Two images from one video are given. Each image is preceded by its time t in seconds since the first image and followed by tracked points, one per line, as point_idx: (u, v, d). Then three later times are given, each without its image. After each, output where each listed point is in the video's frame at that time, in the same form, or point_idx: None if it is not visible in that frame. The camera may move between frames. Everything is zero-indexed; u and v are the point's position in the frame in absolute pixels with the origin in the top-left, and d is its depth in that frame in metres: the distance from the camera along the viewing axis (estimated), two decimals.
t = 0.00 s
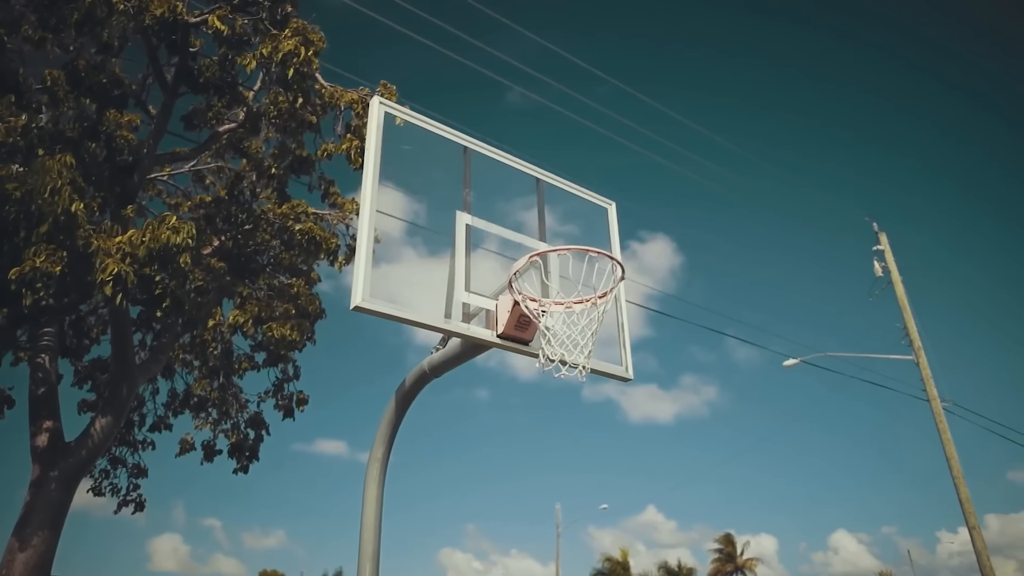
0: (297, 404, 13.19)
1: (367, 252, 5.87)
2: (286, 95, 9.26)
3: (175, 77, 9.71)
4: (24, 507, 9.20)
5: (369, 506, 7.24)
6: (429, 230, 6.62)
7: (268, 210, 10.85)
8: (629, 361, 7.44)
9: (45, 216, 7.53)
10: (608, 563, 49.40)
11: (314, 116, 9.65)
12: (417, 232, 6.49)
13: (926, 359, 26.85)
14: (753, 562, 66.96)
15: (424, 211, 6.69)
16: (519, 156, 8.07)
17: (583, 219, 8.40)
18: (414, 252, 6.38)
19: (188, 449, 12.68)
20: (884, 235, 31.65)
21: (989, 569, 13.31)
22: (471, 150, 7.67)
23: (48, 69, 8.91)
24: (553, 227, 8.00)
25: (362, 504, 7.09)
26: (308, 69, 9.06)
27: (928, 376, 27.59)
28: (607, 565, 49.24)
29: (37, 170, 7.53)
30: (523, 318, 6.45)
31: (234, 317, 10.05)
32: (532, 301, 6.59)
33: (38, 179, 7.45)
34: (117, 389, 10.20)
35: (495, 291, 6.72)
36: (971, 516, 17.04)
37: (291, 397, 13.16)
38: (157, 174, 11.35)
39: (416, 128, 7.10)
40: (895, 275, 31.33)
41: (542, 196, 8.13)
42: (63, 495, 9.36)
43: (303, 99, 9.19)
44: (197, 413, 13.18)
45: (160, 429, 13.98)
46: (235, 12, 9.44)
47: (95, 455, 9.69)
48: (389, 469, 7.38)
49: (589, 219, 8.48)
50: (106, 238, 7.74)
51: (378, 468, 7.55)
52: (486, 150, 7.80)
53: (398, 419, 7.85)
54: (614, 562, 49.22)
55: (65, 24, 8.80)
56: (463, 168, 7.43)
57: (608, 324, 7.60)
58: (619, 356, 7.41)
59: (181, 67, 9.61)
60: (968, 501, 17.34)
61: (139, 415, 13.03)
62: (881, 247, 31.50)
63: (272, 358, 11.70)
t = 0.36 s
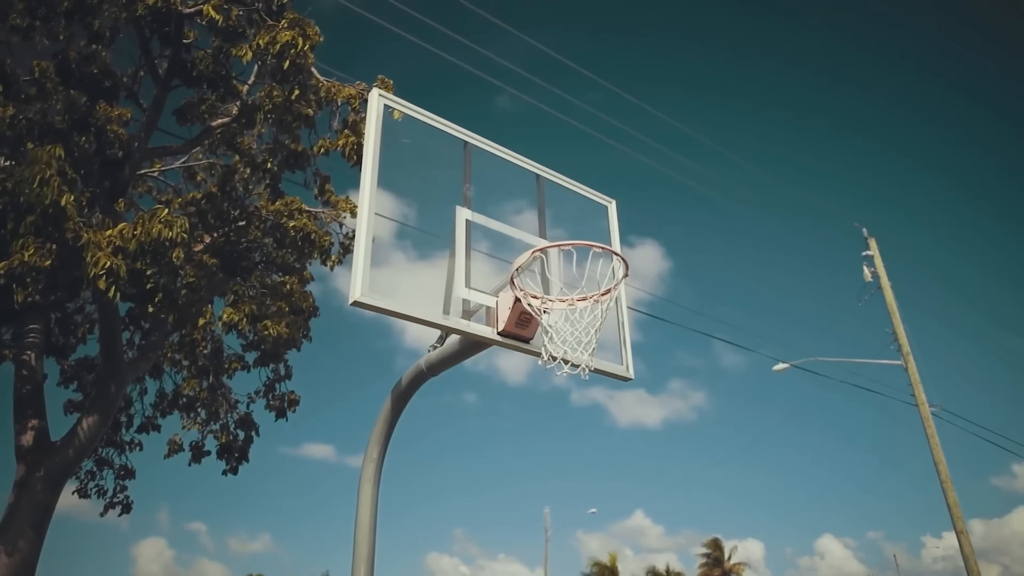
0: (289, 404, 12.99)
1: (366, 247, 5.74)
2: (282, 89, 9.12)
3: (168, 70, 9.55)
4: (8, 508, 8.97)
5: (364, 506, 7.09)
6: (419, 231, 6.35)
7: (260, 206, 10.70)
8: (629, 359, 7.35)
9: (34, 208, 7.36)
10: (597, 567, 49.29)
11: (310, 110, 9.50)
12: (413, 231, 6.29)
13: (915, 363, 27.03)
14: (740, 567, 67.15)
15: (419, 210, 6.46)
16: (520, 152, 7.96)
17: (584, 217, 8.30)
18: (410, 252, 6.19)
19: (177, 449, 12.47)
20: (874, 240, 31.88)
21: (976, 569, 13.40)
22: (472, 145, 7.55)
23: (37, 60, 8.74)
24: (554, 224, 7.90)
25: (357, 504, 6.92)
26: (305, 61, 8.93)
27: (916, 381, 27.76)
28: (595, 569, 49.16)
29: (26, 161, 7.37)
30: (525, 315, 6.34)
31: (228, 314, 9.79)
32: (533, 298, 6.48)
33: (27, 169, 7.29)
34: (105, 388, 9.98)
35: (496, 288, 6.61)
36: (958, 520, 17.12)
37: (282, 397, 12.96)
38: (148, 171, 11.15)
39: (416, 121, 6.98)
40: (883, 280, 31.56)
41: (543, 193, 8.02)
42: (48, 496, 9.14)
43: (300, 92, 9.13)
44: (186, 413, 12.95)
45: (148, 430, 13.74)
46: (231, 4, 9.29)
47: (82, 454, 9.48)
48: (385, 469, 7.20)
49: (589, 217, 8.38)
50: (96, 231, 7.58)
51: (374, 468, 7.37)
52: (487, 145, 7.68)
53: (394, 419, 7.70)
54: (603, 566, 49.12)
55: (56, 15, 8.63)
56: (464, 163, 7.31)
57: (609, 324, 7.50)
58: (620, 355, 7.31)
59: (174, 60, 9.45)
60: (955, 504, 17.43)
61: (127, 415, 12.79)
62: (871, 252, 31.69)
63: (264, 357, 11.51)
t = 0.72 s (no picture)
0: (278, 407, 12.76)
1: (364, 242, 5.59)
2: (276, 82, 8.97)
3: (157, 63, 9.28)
4: None
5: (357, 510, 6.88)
6: (417, 227, 6.21)
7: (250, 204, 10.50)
8: (629, 360, 7.24)
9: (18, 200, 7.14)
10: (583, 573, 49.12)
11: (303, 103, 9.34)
12: (410, 226, 6.15)
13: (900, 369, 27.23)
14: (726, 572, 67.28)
15: (416, 205, 6.32)
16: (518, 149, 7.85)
17: (582, 217, 8.21)
18: (408, 247, 6.04)
19: (161, 452, 12.18)
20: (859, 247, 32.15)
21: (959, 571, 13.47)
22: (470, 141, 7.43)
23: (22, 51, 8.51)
24: (552, 223, 7.80)
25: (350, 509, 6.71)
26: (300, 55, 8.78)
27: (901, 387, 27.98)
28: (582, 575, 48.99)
29: (10, 152, 7.15)
30: (525, 314, 6.21)
31: (219, 315, 9.54)
32: (534, 297, 6.35)
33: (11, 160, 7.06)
34: (89, 388, 9.71)
35: (495, 286, 6.48)
36: (943, 526, 17.21)
37: (272, 399, 12.72)
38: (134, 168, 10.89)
39: (414, 116, 6.84)
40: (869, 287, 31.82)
41: (541, 191, 7.92)
42: (29, 498, 8.86)
43: (294, 85, 8.98)
44: (171, 416, 12.66)
45: (132, 434, 13.42)
46: None
47: (65, 456, 9.20)
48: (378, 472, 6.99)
49: (587, 216, 8.29)
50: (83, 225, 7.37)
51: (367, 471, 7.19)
52: (485, 142, 7.56)
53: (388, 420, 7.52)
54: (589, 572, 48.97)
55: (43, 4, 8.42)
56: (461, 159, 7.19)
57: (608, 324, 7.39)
58: (620, 356, 7.20)
59: (164, 52, 9.25)
60: (939, 510, 17.52)
61: (110, 418, 12.48)
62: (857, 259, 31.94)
63: (254, 358, 11.27)
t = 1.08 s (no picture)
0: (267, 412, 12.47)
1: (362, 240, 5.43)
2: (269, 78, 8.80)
3: (146, 59, 9.06)
4: None
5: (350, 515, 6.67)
6: (416, 225, 6.06)
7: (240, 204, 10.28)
8: (629, 364, 7.11)
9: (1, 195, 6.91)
10: None
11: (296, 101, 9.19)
12: (409, 224, 5.99)
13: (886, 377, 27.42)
14: None
15: (414, 203, 6.18)
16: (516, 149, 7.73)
17: (580, 217, 8.10)
18: (406, 245, 5.88)
19: (145, 459, 11.85)
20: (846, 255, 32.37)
21: None
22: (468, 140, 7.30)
23: (5, 44, 8.17)
24: (550, 224, 7.68)
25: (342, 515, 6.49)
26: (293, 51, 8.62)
27: (887, 395, 28.18)
28: None
29: None
30: (526, 315, 6.06)
31: (208, 317, 9.30)
32: (534, 298, 6.21)
33: None
34: (71, 391, 9.41)
35: (494, 287, 6.35)
36: (929, 534, 17.28)
37: (261, 405, 12.44)
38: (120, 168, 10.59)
39: (412, 113, 6.70)
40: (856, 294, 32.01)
41: (539, 191, 7.80)
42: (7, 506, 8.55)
43: (287, 81, 8.80)
44: (155, 421, 12.33)
45: (114, 440, 13.05)
46: None
47: (45, 461, 8.91)
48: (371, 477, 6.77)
49: (586, 217, 8.18)
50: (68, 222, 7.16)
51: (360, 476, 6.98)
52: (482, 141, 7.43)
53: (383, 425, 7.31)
54: None
55: None
56: (459, 157, 7.05)
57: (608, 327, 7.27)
58: (620, 359, 7.07)
59: (153, 47, 9.05)
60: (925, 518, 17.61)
61: (91, 424, 12.12)
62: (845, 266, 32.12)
63: (242, 362, 11.01)
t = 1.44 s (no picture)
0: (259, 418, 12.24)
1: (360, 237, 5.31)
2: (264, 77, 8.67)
3: (138, 56, 8.90)
4: None
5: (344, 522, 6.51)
6: (415, 225, 5.96)
7: (233, 205, 10.11)
8: (630, 367, 7.01)
9: None
10: None
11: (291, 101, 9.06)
12: (408, 223, 5.87)
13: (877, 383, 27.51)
14: None
15: (412, 202, 6.07)
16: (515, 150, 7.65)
17: (579, 219, 8.03)
18: (404, 244, 5.76)
19: (131, 466, 11.57)
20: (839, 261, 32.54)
21: None
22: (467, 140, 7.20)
23: None
24: (549, 225, 7.60)
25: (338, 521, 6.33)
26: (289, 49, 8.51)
27: (877, 401, 28.29)
28: None
29: None
30: (527, 317, 5.95)
31: (197, 319, 9.04)
32: (536, 299, 6.10)
33: None
34: (56, 395, 9.14)
35: (494, 288, 6.25)
36: (920, 542, 17.31)
37: (252, 410, 12.22)
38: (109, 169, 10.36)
39: (411, 111, 6.60)
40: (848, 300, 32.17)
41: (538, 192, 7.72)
42: None
43: (282, 78, 8.66)
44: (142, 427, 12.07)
45: (99, 447, 12.77)
46: None
47: (28, 467, 8.66)
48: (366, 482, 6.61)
49: (585, 219, 8.11)
50: (57, 219, 7.00)
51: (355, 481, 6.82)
52: (481, 141, 7.34)
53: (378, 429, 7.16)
54: None
55: None
56: (458, 157, 6.95)
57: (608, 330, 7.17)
58: (621, 362, 6.98)
59: (145, 44, 8.88)
60: (915, 527, 17.65)
61: (76, 431, 11.84)
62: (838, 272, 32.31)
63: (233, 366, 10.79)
